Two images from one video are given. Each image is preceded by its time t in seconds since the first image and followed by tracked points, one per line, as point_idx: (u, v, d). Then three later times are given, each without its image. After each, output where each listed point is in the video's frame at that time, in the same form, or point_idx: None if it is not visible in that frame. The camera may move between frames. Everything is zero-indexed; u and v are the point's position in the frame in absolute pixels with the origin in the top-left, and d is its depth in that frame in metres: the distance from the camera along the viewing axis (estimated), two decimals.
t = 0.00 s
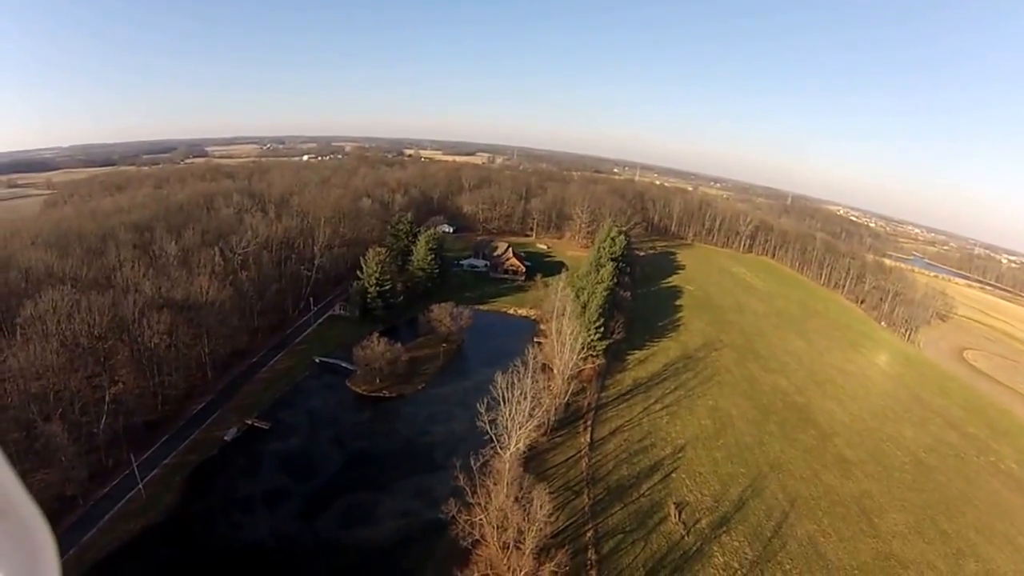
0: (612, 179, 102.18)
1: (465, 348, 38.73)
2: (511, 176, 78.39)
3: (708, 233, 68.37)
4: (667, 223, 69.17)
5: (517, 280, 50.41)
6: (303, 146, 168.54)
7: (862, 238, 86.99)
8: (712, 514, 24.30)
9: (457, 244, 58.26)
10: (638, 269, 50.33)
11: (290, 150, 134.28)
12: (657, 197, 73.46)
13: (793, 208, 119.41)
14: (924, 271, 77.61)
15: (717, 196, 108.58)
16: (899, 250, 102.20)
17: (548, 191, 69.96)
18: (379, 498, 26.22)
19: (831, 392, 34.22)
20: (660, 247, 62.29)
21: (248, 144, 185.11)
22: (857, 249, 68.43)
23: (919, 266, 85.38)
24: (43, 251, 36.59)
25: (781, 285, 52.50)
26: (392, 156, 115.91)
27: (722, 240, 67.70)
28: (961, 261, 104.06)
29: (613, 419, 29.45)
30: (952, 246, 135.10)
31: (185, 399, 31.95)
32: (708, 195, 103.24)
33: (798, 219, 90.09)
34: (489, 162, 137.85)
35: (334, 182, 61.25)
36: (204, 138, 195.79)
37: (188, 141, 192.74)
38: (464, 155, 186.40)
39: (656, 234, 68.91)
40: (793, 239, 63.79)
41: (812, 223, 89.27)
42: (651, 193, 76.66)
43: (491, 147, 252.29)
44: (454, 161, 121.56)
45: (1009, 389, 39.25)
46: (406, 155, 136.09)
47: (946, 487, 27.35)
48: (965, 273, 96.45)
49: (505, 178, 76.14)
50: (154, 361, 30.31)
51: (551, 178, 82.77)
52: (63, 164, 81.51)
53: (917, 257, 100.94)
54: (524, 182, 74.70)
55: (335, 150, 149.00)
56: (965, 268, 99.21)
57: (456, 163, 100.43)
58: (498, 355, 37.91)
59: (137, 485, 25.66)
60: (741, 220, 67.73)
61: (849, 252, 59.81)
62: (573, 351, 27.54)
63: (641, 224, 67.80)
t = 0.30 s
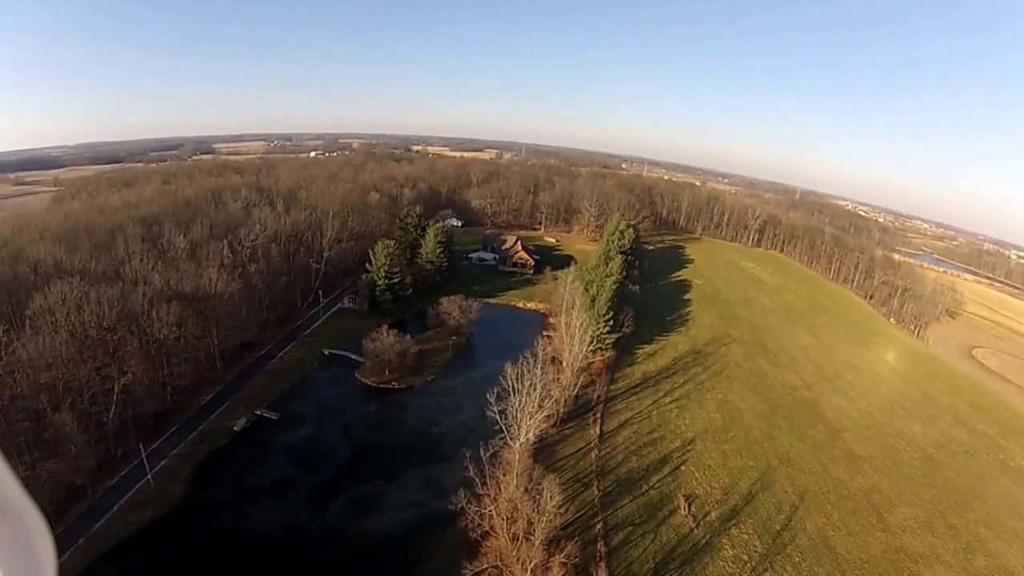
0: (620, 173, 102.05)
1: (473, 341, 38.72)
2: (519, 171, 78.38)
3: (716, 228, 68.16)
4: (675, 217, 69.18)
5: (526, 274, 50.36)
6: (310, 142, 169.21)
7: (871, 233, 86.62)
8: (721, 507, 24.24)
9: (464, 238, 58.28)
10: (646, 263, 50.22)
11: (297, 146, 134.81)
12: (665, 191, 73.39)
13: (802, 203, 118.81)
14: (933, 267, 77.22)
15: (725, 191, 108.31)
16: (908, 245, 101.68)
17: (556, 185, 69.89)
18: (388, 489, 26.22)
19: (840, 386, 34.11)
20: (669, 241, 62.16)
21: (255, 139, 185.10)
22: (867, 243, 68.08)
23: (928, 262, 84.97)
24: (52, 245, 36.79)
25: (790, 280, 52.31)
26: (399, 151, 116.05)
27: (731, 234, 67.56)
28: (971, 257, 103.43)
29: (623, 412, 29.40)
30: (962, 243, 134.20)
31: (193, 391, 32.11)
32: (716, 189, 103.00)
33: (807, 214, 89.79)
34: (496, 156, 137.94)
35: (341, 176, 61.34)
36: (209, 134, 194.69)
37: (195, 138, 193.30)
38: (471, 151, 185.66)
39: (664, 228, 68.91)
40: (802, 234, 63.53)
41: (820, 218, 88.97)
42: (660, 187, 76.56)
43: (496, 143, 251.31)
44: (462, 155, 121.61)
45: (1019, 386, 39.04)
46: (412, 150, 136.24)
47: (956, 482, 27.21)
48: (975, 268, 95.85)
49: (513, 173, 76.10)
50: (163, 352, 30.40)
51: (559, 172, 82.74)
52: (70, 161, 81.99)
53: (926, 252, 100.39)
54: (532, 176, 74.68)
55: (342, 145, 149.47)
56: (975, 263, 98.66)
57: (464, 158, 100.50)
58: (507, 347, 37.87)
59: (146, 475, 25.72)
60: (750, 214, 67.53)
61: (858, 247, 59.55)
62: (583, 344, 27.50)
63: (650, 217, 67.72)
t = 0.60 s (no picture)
0: (629, 168, 102.19)
1: (484, 331, 38.82)
2: (528, 166, 78.75)
3: (726, 222, 68.48)
4: (684, 212, 69.42)
5: (536, 266, 50.45)
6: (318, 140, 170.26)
7: (882, 227, 86.32)
8: (732, 498, 24.24)
9: (474, 232, 58.50)
10: (655, 256, 50.30)
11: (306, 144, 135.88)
12: (674, 186, 73.72)
13: (812, 198, 118.25)
14: (945, 262, 76.81)
15: (734, 186, 108.33)
16: (919, 239, 101.25)
17: (565, 179, 70.14)
18: (398, 478, 26.31)
19: (850, 378, 34.07)
20: (678, 235, 62.28)
21: (261, 138, 185.74)
22: (878, 237, 67.76)
23: (940, 256, 84.60)
24: (62, 240, 37.11)
25: (799, 274, 52.24)
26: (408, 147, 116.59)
27: (740, 228, 67.66)
28: (982, 252, 102.82)
29: (633, 402, 29.48)
30: (974, 238, 133.08)
31: (203, 381, 32.34)
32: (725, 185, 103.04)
33: (817, 209, 89.64)
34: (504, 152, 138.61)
35: (351, 171, 61.72)
36: (217, 133, 195.96)
37: (201, 137, 193.67)
38: (478, 147, 186.14)
39: (673, 222, 69.33)
40: (811, 228, 63.44)
41: (830, 213, 88.81)
42: (668, 182, 76.77)
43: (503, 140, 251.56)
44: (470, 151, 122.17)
45: None
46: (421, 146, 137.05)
47: (968, 476, 27.10)
48: (987, 263, 95.26)
49: (522, 168, 76.41)
50: (173, 343, 30.58)
51: (568, 167, 83.00)
52: (80, 161, 82.75)
53: (937, 247, 99.89)
54: (541, 171, 74.97)
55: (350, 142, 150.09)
56: (987, 258, 98.07)
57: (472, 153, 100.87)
58: (517, 338, 37.92)
59: (157, 464, 25.82)
60: (759, 208, 67.58)
61: (869, 241, 59.38)
62: (593, 333, 27.66)
63: (659, 212, 67.91)
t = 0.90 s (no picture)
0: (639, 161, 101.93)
1: (495, 322, 38.88)
2: (538, 158, 78.79)
3: (737, 214, 68.34)
4: (695, 204, 69.35)
5: (547, 258, 50.42)
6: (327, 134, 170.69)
7: (894, 221, 85.74)
8: (744, 489, 24.19)
9: (485, 224, 58.58)
10: (666, 248, 50.23)
11: (316, 138, 136.16)
12: (685, 178, 73.77)
13: (823, 191, 117.47)
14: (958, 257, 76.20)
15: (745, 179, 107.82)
16: (931, 234, 100.47)
17: (575, 172, 70.10)
18: (410, 469, 26.41)
19: (862, 372, 33.96)
20: (688, 228, 62.17)
21: (271, 131, 186.18)
22: (891, 231, 67.27)
23: (953, 251, 83.90)
24: (74, 232, 37.39)
25: (810, 267, 52.02)
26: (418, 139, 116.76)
27: (751, 221, 67.49)
28: (996, 247, 101.84)
29: (645, 393, 29.53)
30: (987, 233, 131.88)
31: (215, 372, 32.54)
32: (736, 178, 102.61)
33: (828, 202, 89.15)
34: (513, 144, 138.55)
35: (361, 164, 61.90)
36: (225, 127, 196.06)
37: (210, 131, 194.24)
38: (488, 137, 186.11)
39: (684, 214, 69.33)
40: (823, 221, 63.10)
41: (842, 206, 88.29)
42: (679, 174, 76.64)
43: (511, 133, 250.20)
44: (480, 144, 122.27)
45: None
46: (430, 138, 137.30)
47: (981, 471, 26.92)
48: (1001, 258, 94.39)
49: (532, 160, 76.38)
50: (184, 334, 30.76)
51: (579, 159, 82.94)
52: (91, 157, 83.45)
53: (950, 242, 99.02)
54: (551, 163, 74.96)
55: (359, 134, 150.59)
56: (1001, 254, 97.11)
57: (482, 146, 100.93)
58: (529, 329, 37.96)
59: (169, 454, 25.98)
60: (770, 201, 67.34)
61: (881, 235, 58.99)
62: (605, 324, 27.78)
63: (670, 204, 67.85)
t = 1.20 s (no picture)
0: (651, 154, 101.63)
1: (507, 314, 38.95)
2: (550, 151, 78.69)
3: (749, 207, 68.11)
4: (707, 197, 69.21)
5: (559, 250, 50.37)
6: (337, 127, 171.50)
7: (909, 216, 85.04)
8: (757, 481, 24.17)
9: (496, 216, 58.67)
10: (678, 241, 50.18)
11: (327, 131, 137.38)
12: (697, 171, 73.56)
13: (835, 184, 116.60)
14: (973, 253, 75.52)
15: (757, 172, 107.18)
16: (946, 229, 99.60)
17: (587, 164, 69.98)
18: (422, 459, 26.50)
19: (875, 365, 33.85)
20: (700, 221, 62.06)
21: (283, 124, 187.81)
22: (904, 225, 66.76)
23: (968, 247, 83.10)
24: (87, 226, 37.67)
25: (823, 261, 51.79)
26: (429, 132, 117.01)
27: (763, 215, 67.26)
28: (1011, 244, 100.76)
29: (657, 384, 29.63)
30: (1002, 229, 130.71)
31: (227, 364, 32.75)
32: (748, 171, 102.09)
33: (841, 196, 88.54)
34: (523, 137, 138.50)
35: (372, 157, 62.04)
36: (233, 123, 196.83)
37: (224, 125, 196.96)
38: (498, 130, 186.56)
39: (696, 208, 69.24)
40: (836, 216, 62.74)
41: (855, 200, 87.69)
42: (691, 167, 76.36)
43: (519, 128, 250.23)
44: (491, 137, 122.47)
45: None
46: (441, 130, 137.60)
47: (996, 466, 26.73)
48: (1017, 255, 93.38)
49: (543, 153, 76.30)
50: (196, 326, 30.96)
51: (590, 152, 82.78)
52: (102, 154, 84.17)
53: (965, 238, 98.06)
54: (562, 156, 74.90)
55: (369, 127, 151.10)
56: (1017, 250, 96.04)
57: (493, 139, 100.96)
58: (541, 320, 38.01)
59: (181, 446, 26.14)
60: (783, 195, 67.00)
61: (895, 230, 58.55)
62: (617, 314, 27.96)
63: (681, 197, 67.65)
